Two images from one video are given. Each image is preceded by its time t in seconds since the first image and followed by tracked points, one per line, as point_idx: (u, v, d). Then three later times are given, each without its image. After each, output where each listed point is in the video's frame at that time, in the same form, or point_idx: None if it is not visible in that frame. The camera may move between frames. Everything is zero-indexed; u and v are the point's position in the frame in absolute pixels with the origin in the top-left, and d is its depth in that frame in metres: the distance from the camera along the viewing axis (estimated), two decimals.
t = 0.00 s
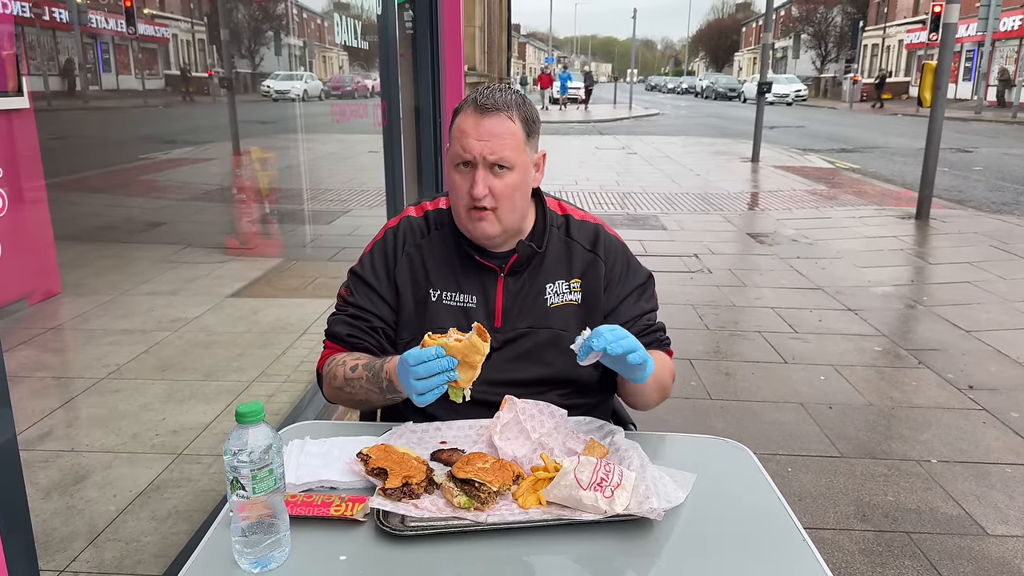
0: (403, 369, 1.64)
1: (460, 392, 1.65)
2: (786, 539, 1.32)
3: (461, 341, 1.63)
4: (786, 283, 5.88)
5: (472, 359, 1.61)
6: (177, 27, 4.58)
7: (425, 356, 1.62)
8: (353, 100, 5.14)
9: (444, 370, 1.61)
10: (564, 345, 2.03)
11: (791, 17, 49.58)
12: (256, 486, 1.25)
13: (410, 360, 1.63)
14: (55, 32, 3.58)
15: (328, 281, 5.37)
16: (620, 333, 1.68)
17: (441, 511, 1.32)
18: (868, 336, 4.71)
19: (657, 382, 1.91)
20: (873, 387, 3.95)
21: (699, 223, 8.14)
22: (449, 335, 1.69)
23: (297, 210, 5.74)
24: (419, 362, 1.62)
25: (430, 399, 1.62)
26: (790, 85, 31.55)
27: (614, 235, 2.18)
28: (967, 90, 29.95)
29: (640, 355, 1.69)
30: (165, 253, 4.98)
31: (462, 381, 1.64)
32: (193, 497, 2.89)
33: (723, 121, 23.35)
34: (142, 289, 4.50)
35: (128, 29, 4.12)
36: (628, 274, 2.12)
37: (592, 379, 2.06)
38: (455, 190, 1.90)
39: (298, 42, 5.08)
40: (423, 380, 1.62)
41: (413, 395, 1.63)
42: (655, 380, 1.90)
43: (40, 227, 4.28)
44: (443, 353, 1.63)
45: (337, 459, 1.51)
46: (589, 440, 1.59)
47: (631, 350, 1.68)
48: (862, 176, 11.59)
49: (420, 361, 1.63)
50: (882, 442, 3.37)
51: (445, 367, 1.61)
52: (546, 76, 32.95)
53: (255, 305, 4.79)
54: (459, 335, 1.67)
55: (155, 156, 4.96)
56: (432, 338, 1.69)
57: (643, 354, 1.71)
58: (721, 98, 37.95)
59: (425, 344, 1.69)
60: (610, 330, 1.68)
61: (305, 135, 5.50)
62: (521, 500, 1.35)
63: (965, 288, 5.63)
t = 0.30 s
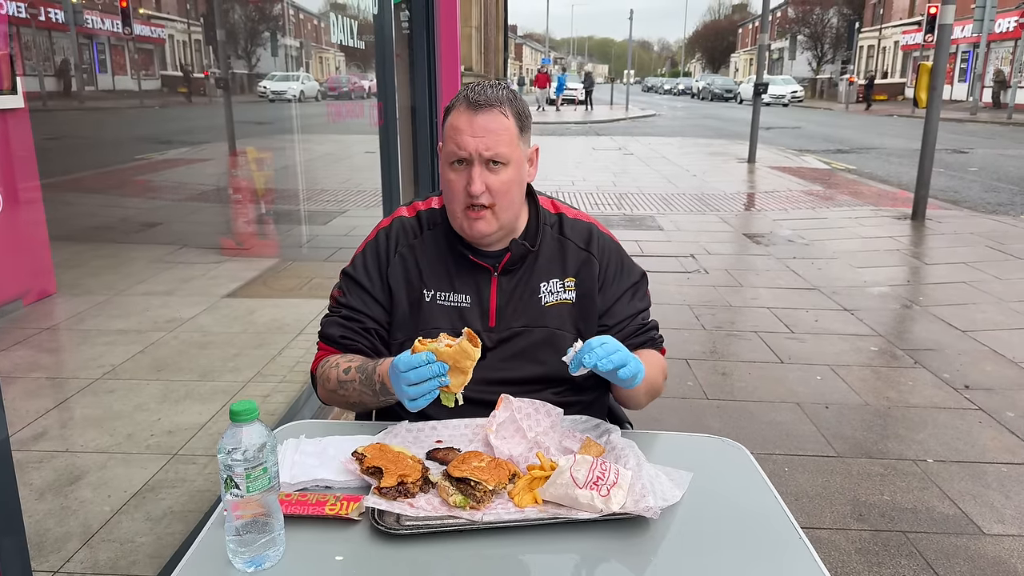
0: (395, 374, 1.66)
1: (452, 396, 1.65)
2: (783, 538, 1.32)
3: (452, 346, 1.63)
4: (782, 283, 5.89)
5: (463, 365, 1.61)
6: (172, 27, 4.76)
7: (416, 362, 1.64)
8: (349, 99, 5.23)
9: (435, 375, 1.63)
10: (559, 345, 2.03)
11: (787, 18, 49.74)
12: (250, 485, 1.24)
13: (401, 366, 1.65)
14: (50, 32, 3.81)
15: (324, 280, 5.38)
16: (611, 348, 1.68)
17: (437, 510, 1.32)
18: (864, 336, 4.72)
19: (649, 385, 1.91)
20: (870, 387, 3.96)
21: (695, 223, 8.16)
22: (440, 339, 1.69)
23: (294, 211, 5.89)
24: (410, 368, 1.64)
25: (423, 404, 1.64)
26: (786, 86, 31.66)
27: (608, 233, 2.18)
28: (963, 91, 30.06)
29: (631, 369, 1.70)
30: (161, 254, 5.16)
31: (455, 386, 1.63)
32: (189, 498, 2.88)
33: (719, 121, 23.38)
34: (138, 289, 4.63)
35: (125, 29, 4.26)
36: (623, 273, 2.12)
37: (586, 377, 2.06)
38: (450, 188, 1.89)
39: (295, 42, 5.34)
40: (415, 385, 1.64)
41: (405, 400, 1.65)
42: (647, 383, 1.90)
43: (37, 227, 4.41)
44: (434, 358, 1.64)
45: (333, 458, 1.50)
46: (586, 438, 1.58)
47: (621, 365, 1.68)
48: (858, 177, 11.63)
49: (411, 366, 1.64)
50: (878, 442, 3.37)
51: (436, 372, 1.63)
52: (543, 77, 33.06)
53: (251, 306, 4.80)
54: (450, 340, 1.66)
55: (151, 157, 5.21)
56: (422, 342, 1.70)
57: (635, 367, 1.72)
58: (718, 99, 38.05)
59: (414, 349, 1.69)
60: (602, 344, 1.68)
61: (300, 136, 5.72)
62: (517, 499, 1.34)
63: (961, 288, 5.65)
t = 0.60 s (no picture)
0: (386, 375, 1.65)
1: (444, 397, 1.67)
2: (781, 537, 1.31)
3: (444, 347, 1.62)
4: (780, 283, 5.88)
5: (454, 366, 1.61)
6: (168, 28, 5.31)
7: (407, 364, 1.62)
8: (347, 99, 5.31)
9: (427, 377, 1.62)
10: (554, 342, 2.02)
11: (784, 19, 49.83)
12: (243, 482, 1.23)
13: (393, 367, 1.63)
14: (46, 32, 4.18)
15: (321, 280, 5.35)
16: (586, 357, 1.65)
17: (432, 508, 1.30)
18: (861, 336, 4.71)
19: (641, 385, 1.90)
20: (867, 386, 3.95)
21: (691, 223, 8.17)
22: (431, 342, 1.66)
23: (291, 211, 6.01)
24: (399, 369, 1.62)
25: (414, 405, 1.64)
26: (782, 87, 31.73)
27: (603, 230, 2.18)
28: (959, 92, 30.12)
29: (608, 375, 1.68)
30: (158, 254, 5.32)
31: (445, 388, 1.64)
32: (183, 498, 2.81)
33: (716, 121, 23.40)
34: (134, 289, 4.71)
35: (120, 29, 4.81)
36: (618, 270, 2.11)
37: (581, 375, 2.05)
38: (445, 197, 1.88)
39: (293, 43, 5.68)
40: (407, 387, 1.63)
41: (396, 401, 1.64)
42: (639, 384, 1.90)
43: (31, 227, 4.60)
44: (426, 359, 1.62)
45: (327, 457, 1.49)
46: (581, 436, 1.57)
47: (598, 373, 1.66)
48: (853, 177, 11.65)
49: (402, 367, 1.63)
50: (874, 441, 3.37)
51: (428, 374, 1.61)
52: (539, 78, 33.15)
53: (247, 306, 4.79)
54: (441, 340, 1.65)
55: (147, 157, 5.56)
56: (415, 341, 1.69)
57: (612, 371, 1.69)
58: (715, 100, 38.11)
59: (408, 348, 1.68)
60: (577, 352, 1.66)
61: (297, 136, 5.91)
62: (512, 497, 1.34)
63: (957, 287, 5.65)
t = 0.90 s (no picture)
0: (386, 377, 1.63)
1: (444, 398, 1.65)
2: (780, 538, 1.29)
3: (444, 348, 1.61)
4: (777, 283, 5.88)
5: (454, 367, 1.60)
6: (166, 28, 5.24)
7: (409, 365, 1.60)
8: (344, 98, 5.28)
9: (427, 378, 1.61)
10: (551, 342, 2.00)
11: (781, 20, 49.90)
12: (235, 485, 1.22)
13: (392, 369, 1.62)
14: (43, 32, 4.14)
15: (317, 281, 5.34)
16: (577, 345, 1.64)
17: (428, 511, 1.29)
18: (859, 336, 4.71)
19: (641, 381, 1.89)
20: (865, 386, 3.95)
21: (689, 224, 8.17)
22: (431, 342, 1.65)
23: (287, 211, 5.99)
24: (399, 371, 1.61)
25: (415, 406, 1.62)
26: (779, 87, 31.77)
27: (600, 229, 2.16)
28: (955, 92, 30.18)
29: (600, 363, 1.65)
30: (154, 253, 5.34)
31: (445, 388, 1.63)
32: (178, 499, 2.79)
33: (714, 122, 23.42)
34: (129, 290, 4.69)
35: (116, 29, 4.72)
36: (615, 270, 2.09)
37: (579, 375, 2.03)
38: (439, 194, 1.86)
39: (290, 43, 5.68)
40: (406, 388, 1.62)
41: (396, 403, 1.63)
42: (639, 380, 1.88)
43: (26, 228, 4.58)
44: (426, 360, 1.61)
45: (322, 459, 1.48)
46: (579, 438, 1.56)
47: (588, 361, 1.64)
48: (851, 177, 11.66)
49: (402, 370, 1.61)
50: (874, 442, 3.36)
51: (428, 375, 1.60)
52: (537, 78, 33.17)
53: (244, 306, 4.77)
54: (440, 342, 1.64)
55: (143, 157, 5.60)
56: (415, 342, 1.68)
57: (604, 360, 1.67)
58: (712, 101, 38.17)
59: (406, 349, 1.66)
60: (569, 339, 1.65)
61: (294, 136, 5.91)
62: (509, 499, 1.32)
63: (955, 287, 5.65)
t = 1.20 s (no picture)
0: (389, 367, 1.62)
1: (447, 383, 1.65)
2: (782, 539, 1.28)
3: (447, 333, 1.60)
4: (775, 284, 5.87)
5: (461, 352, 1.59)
6: (162, 28, 5.37)
7: (412, 353, 1.59)
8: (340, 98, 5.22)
9: (432, 365, 1.60)
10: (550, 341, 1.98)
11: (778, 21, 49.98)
12: (227, 487, 1.19)
13: (396, 357, 1.61)
14: (39, 32, 4.55)
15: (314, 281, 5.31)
16: (541, 329, 1.64)
17: (424, 513, 1.27)
18: (857, 336, 4.69)
19: (631, 381, 1.88)
20: (863, 387, 3.93)
21: (687, 224, 8.15)
22: (432, 329, 1.64)
23: (284, 211, 5.95)
24: (403, 360, 1.60)
25: (421, 394, 1.62)
26: (777, 88, 31.80)
27: (600, 228, 2.14)
28: (952, 93, 30.24)
29: (563, 353, 1.64)
30: (150, 254, 5.39)
31: (450, 373, 1.63)
32: (173, 501, 2.75)
33: (711, 123, 23.43)
34: (124, 291, 4.67)
35: (113, 30, 5.09)
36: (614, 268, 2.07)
37: (578, 374, 2.01)
38: (438, 180, 1.83)
39: (287, 44, 5.49)
40: (410, 377, 1.61)
41: (401, 392, 1.62)
42: (627, 378, 1.87)
43: (20, 228, 4.54)
44: (429, 346, 1.59)
45: (316, 460, 1.45)
46: (577, 438, 1.54)
47: (553, 348, 1.63)
48: (848, 178, 11.66)
49: (406, 357, 1.60)
50: (873, 442, 3.35)
51: (431, 362, 1.59)
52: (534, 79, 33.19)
53: (240, 306, 4.74)
54: (443, 328, 1.63)
55: (140, 158, 5.80)
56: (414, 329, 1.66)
57: (571, 350, 1.66)
58: (710, 102, 38.16)
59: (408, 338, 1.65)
60: (537, 323, 1.66)
61: (291, 137, 5.86)
62: (507, 501, 1.30)
63: (953, 288, 5.65)
